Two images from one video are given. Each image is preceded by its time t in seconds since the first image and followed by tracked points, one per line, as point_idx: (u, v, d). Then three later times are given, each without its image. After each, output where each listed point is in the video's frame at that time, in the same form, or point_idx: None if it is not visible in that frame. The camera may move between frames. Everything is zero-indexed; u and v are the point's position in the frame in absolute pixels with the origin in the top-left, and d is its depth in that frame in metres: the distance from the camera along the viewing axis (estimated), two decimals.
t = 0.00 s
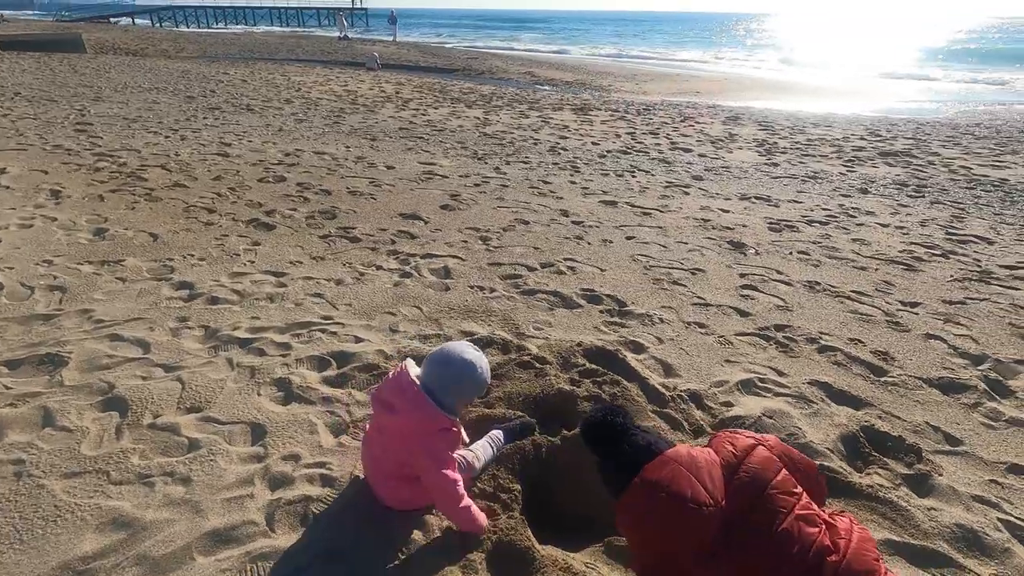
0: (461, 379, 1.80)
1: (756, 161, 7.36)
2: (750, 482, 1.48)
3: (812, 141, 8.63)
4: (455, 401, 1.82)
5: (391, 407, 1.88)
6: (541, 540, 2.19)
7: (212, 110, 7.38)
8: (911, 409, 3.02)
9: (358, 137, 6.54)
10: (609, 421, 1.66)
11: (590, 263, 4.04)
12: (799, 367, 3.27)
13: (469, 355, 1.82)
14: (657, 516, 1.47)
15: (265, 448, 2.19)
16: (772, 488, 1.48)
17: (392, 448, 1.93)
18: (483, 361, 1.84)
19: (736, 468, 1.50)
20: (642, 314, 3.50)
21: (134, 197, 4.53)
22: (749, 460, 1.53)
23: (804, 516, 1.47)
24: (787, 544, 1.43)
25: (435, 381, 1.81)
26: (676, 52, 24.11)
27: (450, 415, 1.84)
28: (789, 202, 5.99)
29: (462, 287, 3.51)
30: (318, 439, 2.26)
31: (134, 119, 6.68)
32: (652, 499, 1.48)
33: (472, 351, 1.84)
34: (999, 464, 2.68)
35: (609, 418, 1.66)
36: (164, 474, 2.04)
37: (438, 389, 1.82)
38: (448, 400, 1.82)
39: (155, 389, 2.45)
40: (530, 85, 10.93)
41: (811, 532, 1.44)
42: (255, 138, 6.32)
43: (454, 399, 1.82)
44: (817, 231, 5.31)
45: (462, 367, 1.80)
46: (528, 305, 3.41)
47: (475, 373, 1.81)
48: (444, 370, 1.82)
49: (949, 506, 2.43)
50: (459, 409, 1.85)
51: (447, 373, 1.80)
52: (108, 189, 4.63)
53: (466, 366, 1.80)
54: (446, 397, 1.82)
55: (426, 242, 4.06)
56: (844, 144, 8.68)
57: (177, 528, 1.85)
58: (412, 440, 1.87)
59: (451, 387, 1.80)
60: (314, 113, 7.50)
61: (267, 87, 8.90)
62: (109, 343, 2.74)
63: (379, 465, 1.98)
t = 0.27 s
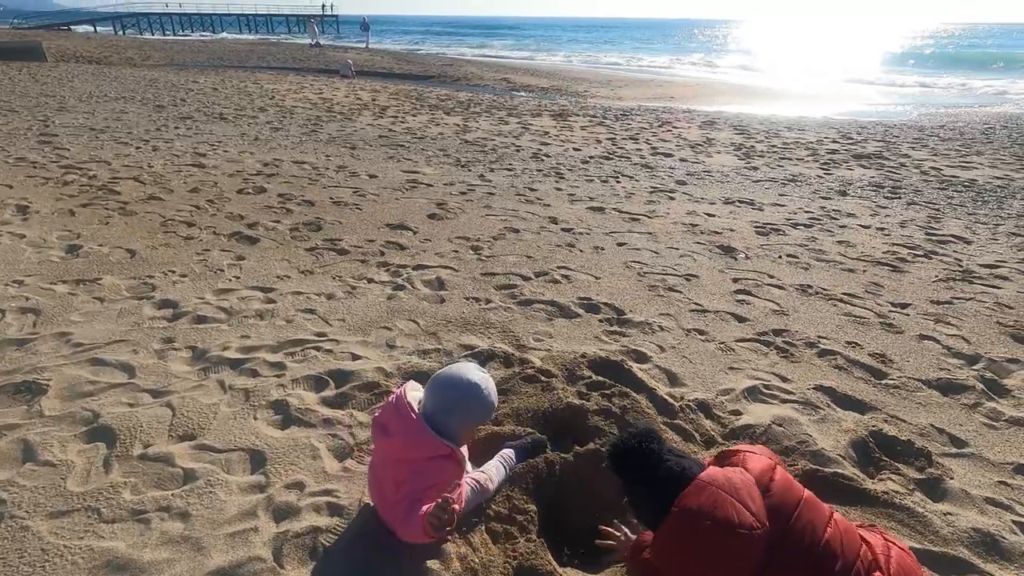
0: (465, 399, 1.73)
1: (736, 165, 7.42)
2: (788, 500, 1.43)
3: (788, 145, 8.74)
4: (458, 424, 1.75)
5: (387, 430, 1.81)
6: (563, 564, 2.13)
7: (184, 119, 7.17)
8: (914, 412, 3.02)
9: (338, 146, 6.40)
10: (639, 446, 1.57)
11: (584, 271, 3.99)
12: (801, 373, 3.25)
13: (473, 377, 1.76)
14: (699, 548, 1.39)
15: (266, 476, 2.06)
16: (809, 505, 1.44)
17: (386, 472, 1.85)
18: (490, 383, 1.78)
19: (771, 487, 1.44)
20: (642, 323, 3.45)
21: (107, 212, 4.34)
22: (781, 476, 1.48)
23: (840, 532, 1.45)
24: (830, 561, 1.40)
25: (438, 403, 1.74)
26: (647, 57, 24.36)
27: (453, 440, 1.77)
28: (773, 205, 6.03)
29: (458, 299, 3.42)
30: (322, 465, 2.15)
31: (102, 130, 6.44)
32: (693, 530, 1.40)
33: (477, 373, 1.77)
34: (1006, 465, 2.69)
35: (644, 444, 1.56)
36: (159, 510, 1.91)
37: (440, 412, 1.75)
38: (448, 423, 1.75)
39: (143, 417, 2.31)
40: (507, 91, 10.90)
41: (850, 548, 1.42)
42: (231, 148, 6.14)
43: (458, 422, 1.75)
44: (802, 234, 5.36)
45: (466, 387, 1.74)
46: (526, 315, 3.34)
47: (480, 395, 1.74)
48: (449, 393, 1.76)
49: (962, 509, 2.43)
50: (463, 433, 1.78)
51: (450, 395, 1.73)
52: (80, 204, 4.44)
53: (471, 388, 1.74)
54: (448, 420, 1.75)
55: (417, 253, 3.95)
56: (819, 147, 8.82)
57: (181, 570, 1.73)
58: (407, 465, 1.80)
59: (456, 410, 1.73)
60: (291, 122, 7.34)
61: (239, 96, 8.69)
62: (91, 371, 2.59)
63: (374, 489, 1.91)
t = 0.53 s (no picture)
0: (447, 421, 1.67)
1: (713, 168, 7.53)
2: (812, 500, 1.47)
3: (760, 148, 8.91)
4: (443, 445, 1.69)
5: (370, 463, 1.76)
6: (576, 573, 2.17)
7: (154, 129, 6.99)
8: (903, 408, 3.09)
9: (315, 155, 6.31)
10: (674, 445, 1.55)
11: (574, 277, 3.99)
12: (792, 373, 3.30)
13: (453, 397, 1.70)
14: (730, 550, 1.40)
15: (268, 497, 2.00)
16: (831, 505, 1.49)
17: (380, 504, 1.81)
18: (475, 401, 1.72)
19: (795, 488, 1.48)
20: (634, 328, 3.46)
21: (79, 226, 4.20)
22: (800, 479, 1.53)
23: (863, 531, 1.48)
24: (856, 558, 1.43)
25: (418, 428, 1.69)
26: (617, 63, 24.61)
27: (440, 461, 1.72)
28: (751, 207, 6.13)
29: (450, 309, 3.38)
30: (325, 483, 2.09)
31: (68, 141, 6.24)
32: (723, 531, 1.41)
33: (457, 391, 1.71)
34: (993, 457, 2.76)
35: (681, 444, 1.53)
36: (158, 537, 1.84)
37: (422, 437, 1.69)
38: (431, 448, 1.70)
39: (134, 440, 2.23)
40: (482, 97, 10.89)
41: (876, 545, 1.45)
42: (206, 158, 6.01)
43: (442, 443, 1.69)
44: (781, 236, 5.45)
45: (445, 408, 1.68)
46: (520, 323, 3.32)
47: (462, 413, 1.68)
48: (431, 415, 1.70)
49: (956, 503, 2.48)
50: (450, 452, 1.73)
51: (430, 419, 1.67)
52: (50, 218, 4.29)
53: (451, 408, 1.68)
54: (432, 443, 1.69)
55: (405, 262, 3.91)
56: (791, 149, 9.00)
57: None
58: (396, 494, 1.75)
59: (439, 430, 1.68)
60: (266, 130, 7.21)
61: (210, 104, 8.51)
62: (75, 394, 2.49)
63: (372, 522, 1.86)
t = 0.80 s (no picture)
0: (450, 419, 1.67)
1: (686, 172, 7.67)
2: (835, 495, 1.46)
3: (730, 151, 9.10)
4: (449, 443, 1.69)
5: (376, 469, 1.74)
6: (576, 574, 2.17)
7: (121, 140, 6.84)
8: (881, 400, 3.18)
9: (290, 164, 6.25)
10: (695, 424, 1.55)
11: (557, 282, 4.02)
12: (773, 369, 3.37)
13: (453, 396, 1.70)
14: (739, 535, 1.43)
15: (266, 509, 1.98)
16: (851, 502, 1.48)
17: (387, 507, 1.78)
18: (474, 400, 1.73)
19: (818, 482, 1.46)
20: (619, 330, 3.50)
21: (49, 241, 4.08)
22: (825, 471, 1.51)
23: (874, 528, 1.49)
24: (866, 555, 1.45)
25: (423, 429, 1.68)
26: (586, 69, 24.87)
27: (446, 459, 1.71)
28: (724, 210, 6.25)
29: (436, 316, 3.39)
30: (322, 493, 2.08)
31: (31, 154, 6.06)
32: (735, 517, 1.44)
33: (456, 391, 1.71)
34: (965, 443, 2.86)
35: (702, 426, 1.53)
36: (156, 554, 1.81)
37: (428, 439, 1.68)
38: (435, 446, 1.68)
39: (123, 457, 2.18)
40: (455, 104, 10.91)
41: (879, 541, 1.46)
42: (178, 169, 5.90)
43: (448, 441, 1.69)
44: (755, 237, 5.58)
45: (448, 407, 1.68)
46: (507, 328, 3.34)
47: (464, 411, 1.69)
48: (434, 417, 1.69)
49: (935, 488, 2.57)
50: (454, 451, 1.72)
51: (432, 420, 1.67)
52: (19, 233, 4.17)
53: (454, 406, 1.68)
54: (437, 443, 1.68)
55: (388, 271, 3.90)
56: (759, 153, 9.22)
57: None
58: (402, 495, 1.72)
59: (443, 429, 1.67)
60: (238, 140, 7.12)
61: (178, 115, 8.36)
62: (57, 413, 2.42)
63: (380, 529, 1.83)
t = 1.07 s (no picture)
0: (496, 415, 1.76)
1: (662, 177, 7.81)
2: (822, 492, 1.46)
3: (703, 156, 9.29)
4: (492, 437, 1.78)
5: (427, 456, 1.74)
6: (575, 569, 2.21)
7: (93, 152, 6.73)
8: (858, 393, 3.29)
9: (269, 175, 6.21)
10: (686, 418, 1.63)
11: (542, 287, 4.07)
12: (755, 367, 3.47)
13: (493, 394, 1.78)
14: (721, 525, 1.48)
15: (266, 518, 1.99)
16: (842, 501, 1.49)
17: (424, 498, 1.79)
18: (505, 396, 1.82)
19: (808, 480, 1.47)
20: (604, 333, 3.57)
21: (24, 256, 4.01)
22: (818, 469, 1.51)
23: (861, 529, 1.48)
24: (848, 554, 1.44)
25: (474, 423, 1.74)
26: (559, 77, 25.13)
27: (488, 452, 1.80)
28: (701, 214, 6.39)
29: (424, 323, 3.41)
30: (322, 500, 2.09)
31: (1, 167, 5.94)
32: (718, 506, 1.49)
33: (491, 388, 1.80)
34: (935, 432, 2.98)
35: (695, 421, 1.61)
36: (158, 567, 1.80)
37: (478, 431, 1.75)
38: (481, 438, 1.76)
39: (117, 472, 2.16)
40: (432, 113, 10.94)
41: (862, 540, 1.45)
42: (154, 181, 5.83)
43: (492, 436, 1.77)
44: (731, 239, 5.71)
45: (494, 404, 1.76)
46: (495, 334, 3.38)
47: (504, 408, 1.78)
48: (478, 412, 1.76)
49: (913, 476, 2.67)
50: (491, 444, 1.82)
51: (476, 413, 1.74)
52: None
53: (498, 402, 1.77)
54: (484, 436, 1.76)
55: (374, 279, 3.91)
56: (732, 157, 9.43)
57: None
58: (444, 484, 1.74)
59: (490, 425, 1.75)
60: (214, 151, 7.05)
61: (151, 125, 8.25)
62: (45, 429, 2.39)
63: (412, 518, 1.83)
